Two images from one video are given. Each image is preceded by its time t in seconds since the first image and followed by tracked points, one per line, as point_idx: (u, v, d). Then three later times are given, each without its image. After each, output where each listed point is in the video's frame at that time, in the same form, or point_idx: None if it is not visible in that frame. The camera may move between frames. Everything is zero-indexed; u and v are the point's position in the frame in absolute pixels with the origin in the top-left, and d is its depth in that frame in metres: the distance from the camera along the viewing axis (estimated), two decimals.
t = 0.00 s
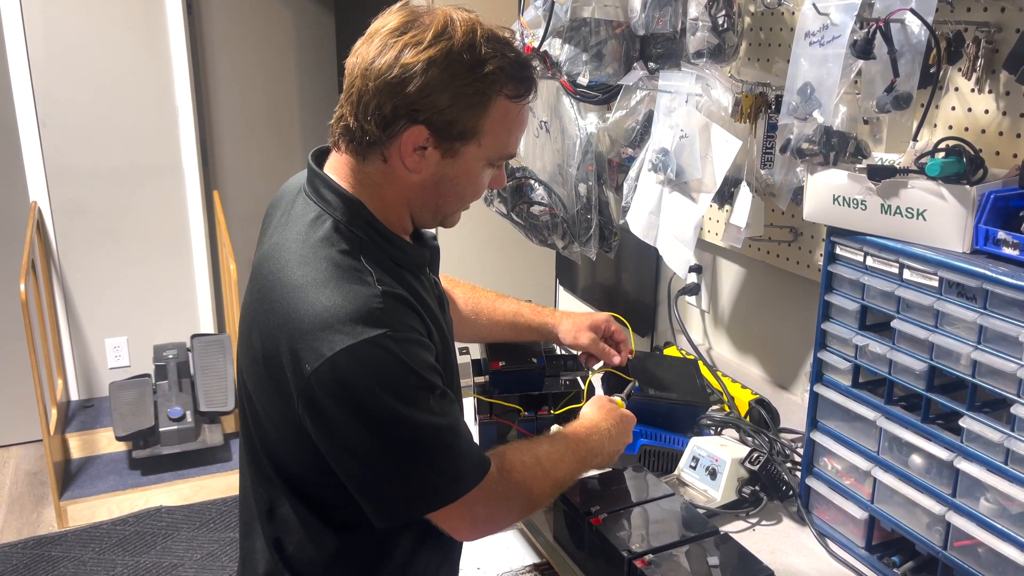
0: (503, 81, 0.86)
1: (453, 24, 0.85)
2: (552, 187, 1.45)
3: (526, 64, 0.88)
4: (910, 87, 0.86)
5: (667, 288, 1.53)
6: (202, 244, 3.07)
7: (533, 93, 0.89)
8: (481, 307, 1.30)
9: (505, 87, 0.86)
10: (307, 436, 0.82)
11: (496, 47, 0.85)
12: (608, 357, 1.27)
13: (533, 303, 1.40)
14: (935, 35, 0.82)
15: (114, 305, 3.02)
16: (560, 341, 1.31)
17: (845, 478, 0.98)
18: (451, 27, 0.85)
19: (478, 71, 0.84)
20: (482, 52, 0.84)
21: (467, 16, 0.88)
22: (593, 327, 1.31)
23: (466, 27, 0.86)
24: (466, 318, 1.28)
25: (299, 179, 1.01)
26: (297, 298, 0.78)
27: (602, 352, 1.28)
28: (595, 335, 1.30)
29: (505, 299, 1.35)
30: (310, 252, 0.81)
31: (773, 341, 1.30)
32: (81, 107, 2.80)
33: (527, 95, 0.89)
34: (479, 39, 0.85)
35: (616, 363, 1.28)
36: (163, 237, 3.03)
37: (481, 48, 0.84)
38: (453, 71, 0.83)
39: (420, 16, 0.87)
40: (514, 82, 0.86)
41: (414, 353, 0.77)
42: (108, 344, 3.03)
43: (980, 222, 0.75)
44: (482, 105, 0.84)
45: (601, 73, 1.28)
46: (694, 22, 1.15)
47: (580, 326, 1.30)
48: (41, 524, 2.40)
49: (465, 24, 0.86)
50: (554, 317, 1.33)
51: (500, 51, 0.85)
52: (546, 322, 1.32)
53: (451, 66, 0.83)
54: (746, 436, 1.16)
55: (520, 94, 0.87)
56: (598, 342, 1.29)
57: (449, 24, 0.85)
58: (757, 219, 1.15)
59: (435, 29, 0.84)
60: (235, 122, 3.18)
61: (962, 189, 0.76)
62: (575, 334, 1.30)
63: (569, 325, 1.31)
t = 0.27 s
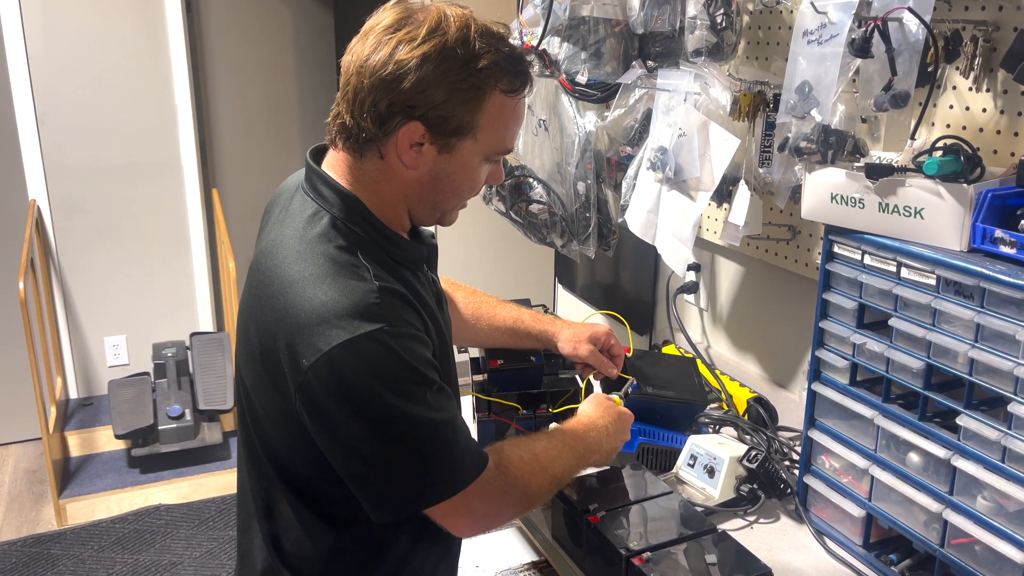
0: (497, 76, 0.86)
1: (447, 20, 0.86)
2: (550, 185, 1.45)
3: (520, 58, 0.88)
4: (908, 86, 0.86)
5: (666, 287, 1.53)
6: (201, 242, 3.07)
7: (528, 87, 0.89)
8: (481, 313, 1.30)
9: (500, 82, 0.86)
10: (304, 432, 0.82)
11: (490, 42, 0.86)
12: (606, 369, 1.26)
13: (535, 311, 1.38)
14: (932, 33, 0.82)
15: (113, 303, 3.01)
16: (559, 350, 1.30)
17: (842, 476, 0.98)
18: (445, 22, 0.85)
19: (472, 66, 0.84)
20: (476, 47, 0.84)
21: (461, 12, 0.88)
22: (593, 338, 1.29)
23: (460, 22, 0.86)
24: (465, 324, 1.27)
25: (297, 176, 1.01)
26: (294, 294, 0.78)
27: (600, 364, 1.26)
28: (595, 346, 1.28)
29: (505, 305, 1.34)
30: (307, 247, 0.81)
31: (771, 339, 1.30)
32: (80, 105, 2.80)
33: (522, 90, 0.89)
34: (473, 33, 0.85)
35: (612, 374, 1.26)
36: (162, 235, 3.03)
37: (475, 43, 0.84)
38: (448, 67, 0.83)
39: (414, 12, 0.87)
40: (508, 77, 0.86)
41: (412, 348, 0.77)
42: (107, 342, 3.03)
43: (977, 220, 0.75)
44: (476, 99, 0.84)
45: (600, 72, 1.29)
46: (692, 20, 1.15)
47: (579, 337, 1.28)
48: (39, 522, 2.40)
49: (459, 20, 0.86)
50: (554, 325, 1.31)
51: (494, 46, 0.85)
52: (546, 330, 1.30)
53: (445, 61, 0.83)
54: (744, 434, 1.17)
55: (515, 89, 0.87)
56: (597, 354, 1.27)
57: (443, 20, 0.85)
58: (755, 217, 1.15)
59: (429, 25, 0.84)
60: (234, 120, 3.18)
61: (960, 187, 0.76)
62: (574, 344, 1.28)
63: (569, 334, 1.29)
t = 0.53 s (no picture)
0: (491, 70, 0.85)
1: (439, 15, 0.86)
2: (550, 183, 1.45)
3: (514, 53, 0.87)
4: (907, 84, 0.86)
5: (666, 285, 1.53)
6: (201, 241, 3.07)
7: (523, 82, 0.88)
8: (480, 311, 1.30)
9: (493, 76, 0.85)
10: (304, 428, 0.82)
11: (482, 36, 0.85)
12: (605, 367, 1.26)
13: (535, 308, 1.38)
14: (932, 31, 0.82)
15: (113, 302, 3.02)
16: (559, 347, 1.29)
17: (842, 473, 0.98)
18: (437, 17, 0.85)
19: (463, 59, 0.83)
20: (466, 40, 0.84)
21: (456, 7, 0.88)
22: (593, 336, 1.28)
23: (452, 17, 0.86)
24: (465, 322, 1.27)
25: (297, 173, 1.01)
26: (294, 289, 0.78)
27: (599, 362, 1.26)
28: (595, 344, 1.28)
29: (505, 302, 1.34)
30: (307, 243, 0.81)
31: (771, 337, 1.30)
32: (79, 104, 2.80)
33: (517, 86, 0.88)
34: (464, 27, 0.85)
35: (612, 372, 1.26)
36: (161, 233, 3.03)
37: (466, 37, 0.84)
38: (438, 60, 0.82)
39: (408, 9, 0.88)
40: (501, 72, 0.85)
41: (411, 344, 0.77)
42: (107, 340, 3.03)
43: (977, 217, 0.75)
44: (467, 93, 0.83)
45: (600, 69, 1.28)
46: (692, 18, 1.16)
47: (579, 334, 1.28)
48: (39, 520, 2.40)
49: (452, 14, 0.86)
50: (554, 322, 1.31)
51: (485, 39, 0.84)
52: (546, 327, 1.30)
53: (435, 54, 0.82)
54: (743, 432, 1.17)
55: (509, 83, 0.86)
56: (597, 352, 1.27)
57: (436, 14, 0.85)
58: (755, 216, 1.15)
59: (421, 19, 0.85)
60: (234, 119, 3.17)
61: (960, 184, 0.76)
62: (574, 342, 1.28)
63: (569, 331, 1.29)
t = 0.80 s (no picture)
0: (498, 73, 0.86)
1: (447, 17, 0.85)
2: (550, 182, 1.45)
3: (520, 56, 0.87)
4: (908, 82, 0.86)
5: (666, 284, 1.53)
6: (201, 239, 3.07)
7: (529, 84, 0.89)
8: (481, 308, 1.31)
9: (501, 79, 0.85)
10: (305, 425, 0.82)
11: (490, 38, 0.85)
12: (606, 362, 1.27)
13: (534, 305, 1.39)
14: (933, 29, 0.82)
15: (113, 300, 3.02)
16: (560, 344, 1.31)
17: (842, 472, 0.98)
18: (445, 19, 0.85)
19: (472, 63, 0.83)
20: (476, 44, 0.84)
21: (461, 9, 0.88)
22: (594, 332, 1.29)
23: (459, 19, 0.85)
24: (466, 319, 1.28)
25: (299, 171, 1.01)
26: (295, 287, 0.78)
27: (601, 357, 1.27)
28: (596, 340, 1.29)
29: (505, 300, 1.35)
30: (309, 241, 0.81)
31: (771, 335, 1.30)
32: (79, 102, 2.80)
33: (522, 86, 0.88)
34: (473, 30, 0.85)
35: (613, 366, 1.27)
36: (161, 232, 3.03)
37: (475, 40, 0.84)
38: (448, 64, 0.82)
39: (414, 9, 0.87)
40: (508, 74, 0.86)
41: (413, 343, 0.77)
42: (107, 338, 3.03)
43: (978, 216, 0.75)
44: (476, 97, 0.84)
45: (600, 68, 1.28)
46: (693, 16, 1.15)
47: (580, 331, 1.29)
48: (40, 519, 2.40)
49: (459, 17, 0.86)
50: (554, 319, 1.32)
51: (494, 42, 0.84)
52: (546, 324, 1.31)
53: (445, 58, 0.82)
54: (744, 431, 1.17)
55: (516, 85, 0.87)
56: (598, 348, 1.28)
57: (443, 17, 0.85)
58: (755, 214, 1.15)
59: (429, 22, 0.84)
60: (234, 117, 3.17)
61: (960, 183, 0.76)
62: (575, 338, 1.29)
63: (570, 328, 1.30)
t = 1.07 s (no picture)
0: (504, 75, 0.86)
1: (455, 18, 0.85)
2: (550, 181, 1.45)
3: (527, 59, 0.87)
4: (909, 82, 0.86)
5: (666, 283, 1.53)
6: (202, 238, 3.07)
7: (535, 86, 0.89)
8: (482, 308, 1.31)
9: (507, 82, 0.85)
10: (308, 425, 0.82)
11: (498, 41, 0.85)
12: (607, 361, 1.27)
13: (535, 304, 1.39)
14: (933, 29, 0.82)
15: (113, 299, 3.02)
16: (560, 344, 1.31)
17: (843, 472, 0.98)
18: (453, 21, 0.85)
19: (479, 65, 0.83)
20: (484, 46, 0.84)
21: (469, 10, 0.88)
22: (594, 331, 1.29)
23: (467, 21, 0.85)
24: (466, 319, 1.28)
25: (302, 171, 1.01)
26: (299, 287, 0.78)
27: (602, 356, 1.27)
28: (597, 340, 1.29)
29: (506, 300, 1.35)
30: (312, 241, 0.81)
31: (772, 335, 1.30)
32: (80, 101, 2.80)
33: (528, 88, 0.88)
34: (481, 32, 0.84)
35: (614, 365, 1.27)
36: (162, 231, 3.03)
37: (483, 43, 0.84)
38: (455, 67, 0.82)
39: (422, 10, 0.87)
40: (515, 77, 0.86)
41: (416, 343, 0.77)
42: (108, 338, 3.04)
43: (978, 215, 0.75)
44: (483, 100, 0.84)
45: (601, 67, 1.28)
46: (693, 15, 1.15)
47: (580, 330, 1.29)
48: (40, 518, 2.40)
49: (467, 18, 0.86)
50: (555, 319, 1.32)
51: (502, 45, 0.84)
52: (547, 324, 1.31)
53: (452, 61, 0.82)
54: (744, 430, 1.17)
55: (522, 88, 0.87)
56: (599, 347, 1.28)
57: (451, 18, 0.85)
58: (756, 214, 1.15)
59: (437, 23, 0.84)
60: (235, 116, 3.17)
61: (961, 182, 0.76)
62: (575, 338, 1.29)
63: (571, 328, 1.30)
